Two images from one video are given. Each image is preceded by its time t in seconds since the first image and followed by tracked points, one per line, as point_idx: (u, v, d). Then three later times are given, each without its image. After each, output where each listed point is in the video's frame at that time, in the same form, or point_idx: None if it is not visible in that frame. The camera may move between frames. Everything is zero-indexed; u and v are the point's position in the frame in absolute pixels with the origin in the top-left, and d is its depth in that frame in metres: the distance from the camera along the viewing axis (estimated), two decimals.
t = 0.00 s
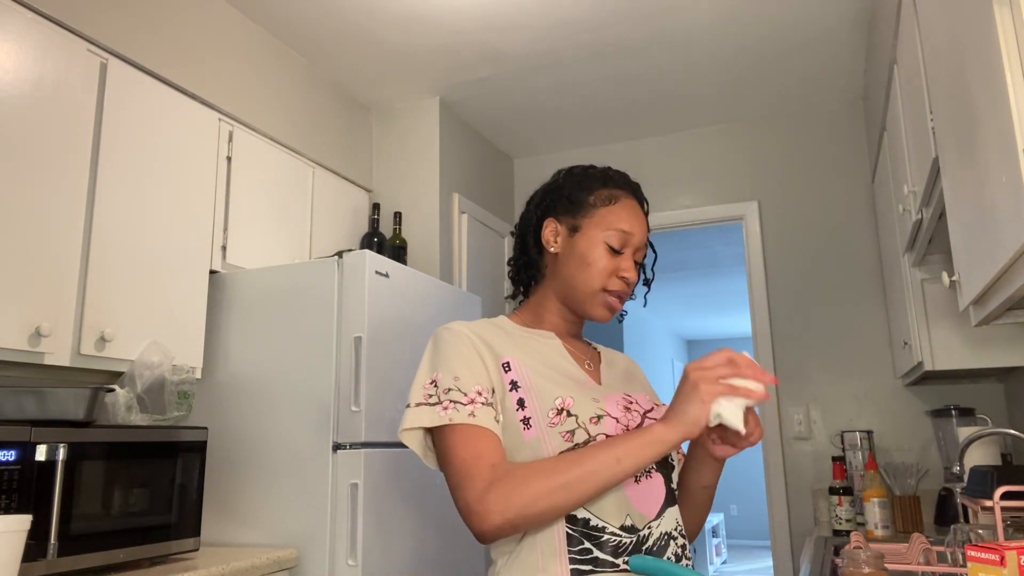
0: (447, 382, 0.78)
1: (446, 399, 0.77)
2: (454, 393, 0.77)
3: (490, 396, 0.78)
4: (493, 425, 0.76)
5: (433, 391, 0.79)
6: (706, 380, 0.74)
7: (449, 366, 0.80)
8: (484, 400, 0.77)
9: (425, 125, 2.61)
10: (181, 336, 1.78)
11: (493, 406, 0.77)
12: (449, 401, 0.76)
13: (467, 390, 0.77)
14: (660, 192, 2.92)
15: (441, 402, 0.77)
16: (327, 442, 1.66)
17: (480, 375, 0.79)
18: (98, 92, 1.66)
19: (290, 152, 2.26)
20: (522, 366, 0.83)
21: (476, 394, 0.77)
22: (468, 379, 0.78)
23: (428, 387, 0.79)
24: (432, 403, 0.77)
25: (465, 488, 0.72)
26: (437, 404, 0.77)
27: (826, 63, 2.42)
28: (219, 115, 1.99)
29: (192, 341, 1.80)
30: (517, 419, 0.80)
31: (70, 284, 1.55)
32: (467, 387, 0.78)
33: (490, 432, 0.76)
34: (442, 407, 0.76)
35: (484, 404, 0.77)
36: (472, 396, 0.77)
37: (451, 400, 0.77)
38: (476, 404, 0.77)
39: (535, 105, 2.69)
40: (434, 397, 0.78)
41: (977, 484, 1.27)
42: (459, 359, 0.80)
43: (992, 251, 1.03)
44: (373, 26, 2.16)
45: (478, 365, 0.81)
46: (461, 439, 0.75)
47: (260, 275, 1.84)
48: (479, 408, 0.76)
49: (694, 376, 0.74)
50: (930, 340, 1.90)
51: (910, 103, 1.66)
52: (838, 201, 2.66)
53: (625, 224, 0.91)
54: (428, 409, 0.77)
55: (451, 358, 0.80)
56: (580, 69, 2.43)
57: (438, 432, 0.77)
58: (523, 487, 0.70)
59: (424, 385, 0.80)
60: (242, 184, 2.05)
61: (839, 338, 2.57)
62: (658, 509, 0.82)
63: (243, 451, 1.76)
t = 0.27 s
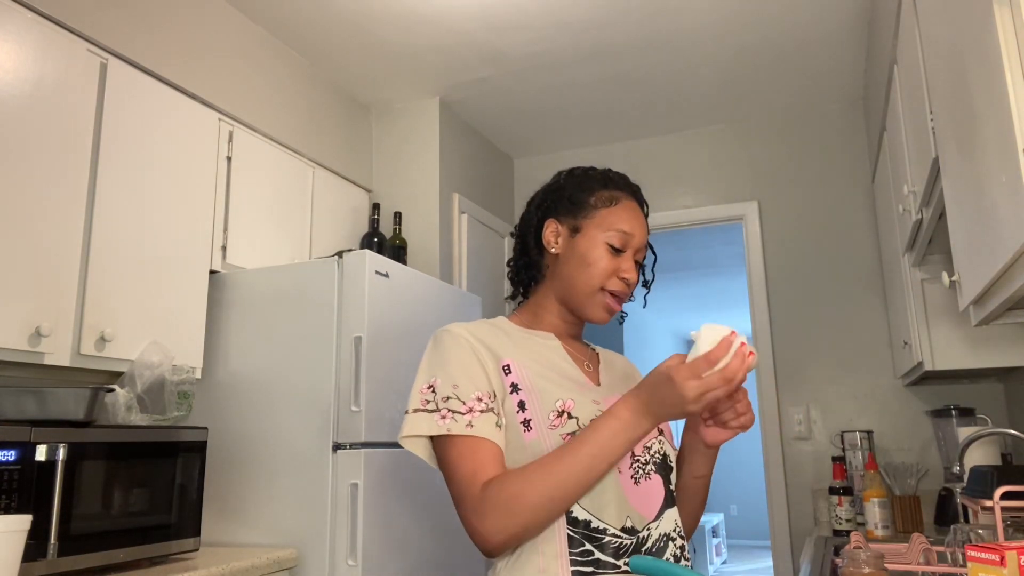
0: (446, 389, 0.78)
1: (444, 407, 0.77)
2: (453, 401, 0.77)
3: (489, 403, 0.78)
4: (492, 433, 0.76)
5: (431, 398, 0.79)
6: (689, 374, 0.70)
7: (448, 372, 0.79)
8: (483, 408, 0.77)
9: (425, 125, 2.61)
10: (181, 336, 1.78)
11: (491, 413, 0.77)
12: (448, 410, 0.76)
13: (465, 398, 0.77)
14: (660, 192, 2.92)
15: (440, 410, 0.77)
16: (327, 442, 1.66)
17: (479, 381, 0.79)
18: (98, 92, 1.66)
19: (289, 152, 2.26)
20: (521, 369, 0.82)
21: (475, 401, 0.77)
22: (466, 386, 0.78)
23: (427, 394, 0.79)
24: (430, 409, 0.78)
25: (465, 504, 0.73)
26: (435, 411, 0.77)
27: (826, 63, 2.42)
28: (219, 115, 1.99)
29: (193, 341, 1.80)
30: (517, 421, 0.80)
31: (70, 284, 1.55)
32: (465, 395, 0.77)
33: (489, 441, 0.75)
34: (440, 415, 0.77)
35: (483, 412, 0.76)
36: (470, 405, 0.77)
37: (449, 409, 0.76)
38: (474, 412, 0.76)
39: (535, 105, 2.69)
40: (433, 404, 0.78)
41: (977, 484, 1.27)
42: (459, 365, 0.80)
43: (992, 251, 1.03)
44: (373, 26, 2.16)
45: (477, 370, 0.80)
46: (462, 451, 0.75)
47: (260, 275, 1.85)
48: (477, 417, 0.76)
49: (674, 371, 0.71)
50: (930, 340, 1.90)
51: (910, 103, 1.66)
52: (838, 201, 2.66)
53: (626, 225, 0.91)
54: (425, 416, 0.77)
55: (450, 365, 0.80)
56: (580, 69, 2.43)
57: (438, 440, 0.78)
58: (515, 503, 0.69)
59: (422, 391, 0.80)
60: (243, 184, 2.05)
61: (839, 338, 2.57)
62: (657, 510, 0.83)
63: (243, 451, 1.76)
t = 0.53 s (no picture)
0: (446, 393, 0.78)
1: (445, 412, 0.77)
2: (453, 406, 0.77)
3: (489, 406, 0.78)
4: (493, 437, 0.76)
5: (431, 402, 0.79)
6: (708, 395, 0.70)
7: (448, 376, 0.79)
8: (483, 411, 0.77)
9: (425, 125, 2.61)
10: (181, 336, 1.78)
11: (491, 416, 0.77)
12: (448, 414, 0.77)
13: (466, 402, 0.77)
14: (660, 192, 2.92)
15: (440, 414, 0.77)
16: (327, 442, 1.66)
17: (478, 384, 0.79)
18: (98, 92, 1.66)
19: (289, 152, 2.26)
20: (518, 372, 0.82)
21: (475, 405, 0.77)
22: (466, 390, 0.78)
23: (426, 398, 0.79)
24: (430, 414, 0.78)
25: (466, 507, 0.73)
26: (435, 416, 0.77)
27: (827, 62, 2.42)
28: (219, 115, 1.99)
29: (192, 341, 1.80)
30: (515, 424, 0.80)
31: (70, 284, 1.55)
32: (465, 399, 0.78)
33: (490, 445, 0.75)
34: (441, 420, 0.76)
35: (483, 416, 0.77)
36: (470, 408, 0.77)
37: (450, 413, 0.77)
38: (475, 416, 0.76)
39: (535, 105, 2.69)
40: (432, 409, 0.78)
41: (977, 484, 1.27)
42: (458, 369, 0.80)
43: (993, 251, 1.03)
44: (373, 26, 2.16)
45: (476, 374, 0.80)
46: (465, 455, 0.75)
47: (259, 275, 1.84)
48: (477, 421, 0.76)
49: (696, 390, 0.69)
50: (930, 340, 1.91)
51: (910, 103, 1.66)
52: (838, 201, 2.66)
53: (628, 228, 0.91)
54: (426, 421, 0.77)
55: (449, 369, 0.80)
56: (580, 69, 2.43)
57: (439, 445, 0.78)
58: (519, 513, 0.69)
59: (422, 396, 0.80)
60: (243, 184, 2.05)
61: (839, 338, 2.57)
62: (655, 510, 0.83)
63: (243, 451, 1.76)
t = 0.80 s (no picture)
0: (446, 397, 0.78)
1: (444, 416, 0.77)
2: (453, 410, 0.77)
3: (489, 412, 0.78)
4: (492, 444, 0.75)
5: (430, 404, 0.79)
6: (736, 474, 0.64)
7: (449, 379, 0.79)
8: (483, 417, 0.77)
9: (425, 125, 2.61)
10: (181, 336, 1.78)
11: (492, 422, 0.77)
12: (447, 418, 0.76)
13: (466, 407, 0.77)
14: (660, 192, 2.92)
15: (439, 418, 0.77)
16: (327, 442, 1.66)
17: (479, 389, 0.79)
18: (98, 92, 1.66)
19: (289, 152, 2.26)
20: (523, 375, 0.83)
21: (475, 410, 0.77)
22: (467, 395, 0.78)
23: (426, 400, 0.79)
24: (429, 417, 0.78)
25: (464, 515, 0.72)
26: (434, 419, 0.77)
27: (827, 62, 2.42)
28: (219, 115, 1.99)
29: (192, 341, 1.80)
30: (518, 428, 0.80)
31: (70, 284, 1.55)
32: (465, 403, 0.77)
33: (490, 452, 0.75)
34: (439, 423, 0.76)
35: (483, 421, 0.76)
36: (470, 413, 0.76)
37: (448, 417, 0.76)
38: (474, 421, 0.76)
39: (535, 105, 2.69)
40: (432, 411, 0.78)
41: (977, 484, 1.27)
42: (459, 372, 0.80)
43: (993, 251, 1.03)
44: (373, 26, 2.16)
45: (477, 379, 0.80)
46: (463, 463, 0.75)
47: (259, 275, 1.85)
48: (477, 426, 0.76)
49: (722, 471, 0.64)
50: (930, 340, 1.91)
51: (910, 102, 1.66)
52: (838, 201, 2.66)
53: (644, 237, 0.93)
54: (424, 423, 0.77)
55: (450, 372, 0.80)
56: (580, 69, 2.43)
57: (436, 448, 0.77)
58: (528, 543, 0.68)
59: (422, 397, 0.80)
60: (243, 184, 2.05)
61: (839, 338, 2.57)
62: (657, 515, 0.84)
63: (243, 451, 1.76)
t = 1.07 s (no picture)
0: (483, 396, 0.79)
1: (484, 415, 0.78)
2: (492, 409, 0.78)
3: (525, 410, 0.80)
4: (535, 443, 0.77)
5: (467, 404, 0.79)
6: None
7: (484, 378, 0.80)
8: (522, 415, 0.78)
9: (425, 125, 2.61)
10: (181, 336, 1.78)
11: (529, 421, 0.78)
12: (489, 418, 0.77)
13: (505, 406, 0.78)
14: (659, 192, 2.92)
15: (480, 417, 0.78)
16: (327, 442, 1.66)
17: (514, 388, 0.81)
18: (98, 93, 1.66)
19: (289, 152, 2.26)
20: (547, 379, 0.84)
21: (514, 409, 0.79)
22: (504, 394, 0.80)
23: (462, 399, 0.80)
24: (467, 417, 0.78)
25: (514, 517, 0.73)
26: (473, 419, 0.78)
27: (827, 62, 2.42)
28: (219, 116, 1.99)
29: (192, 341, 1.80)
30: (539, 434, 0.81)
31: (70, 284, 1.55)
32: (504, 402, 0.79)
33: (534, 452, 0.76)
34: (480, 423, 0.77)
35: (523, 420, 0.78)
36: (510, 412, 0.78)
37: (489, 417, 0.78)
38: (516, 420, 0.78)
39: (535, 105, 2.69)
40: (469, 411, 0.79)
41: (977, 484, 1.27)
42: (494, 372, 0.81)
43: (992, 251, 1.03)
44: (372, 25, 2.16)
45: (511, 379, 0.81)
46: (508, 467, 0.75)
47: (260, 275, 1.85)
48: (519, 425, 0.77)
49: None
50: (930, 340, 1.91)
51: (910, 102, 1.66)
52: (838, 201, 2.66)
53: (659, 235, 0.94)
54: (463, 423, 0.78)
55: (485, 370, 0.81)
56: (580, 69, 2.43)
57: (472, 449, 0.78)
58: (583, 563, 0.69)
59: (457, 396, 0.80)
60: (243, 184, 2.05)
61: (840, 338, 2.57)
62: (660, 524, 0.88)
63: (243, 451, 1.76)
